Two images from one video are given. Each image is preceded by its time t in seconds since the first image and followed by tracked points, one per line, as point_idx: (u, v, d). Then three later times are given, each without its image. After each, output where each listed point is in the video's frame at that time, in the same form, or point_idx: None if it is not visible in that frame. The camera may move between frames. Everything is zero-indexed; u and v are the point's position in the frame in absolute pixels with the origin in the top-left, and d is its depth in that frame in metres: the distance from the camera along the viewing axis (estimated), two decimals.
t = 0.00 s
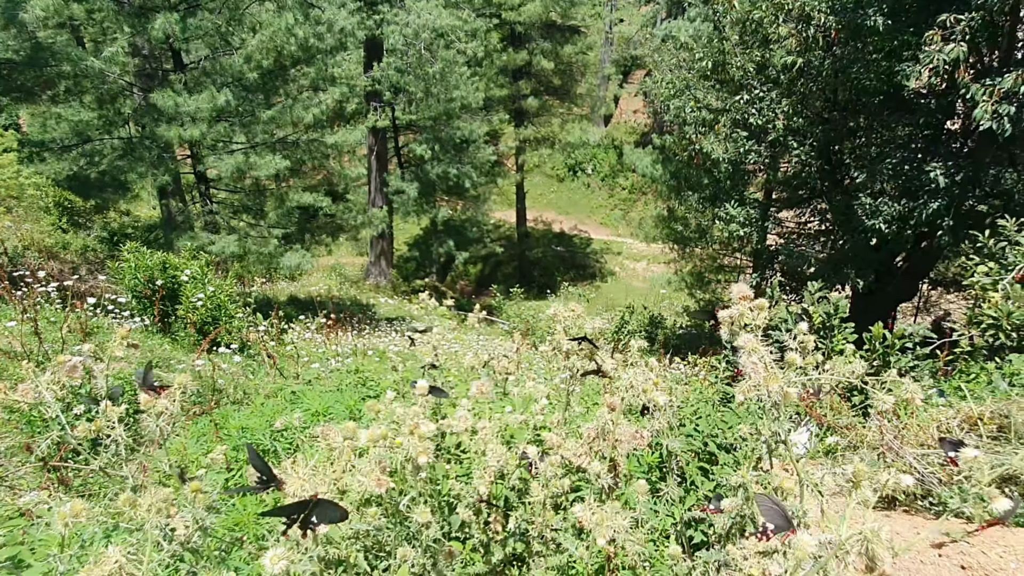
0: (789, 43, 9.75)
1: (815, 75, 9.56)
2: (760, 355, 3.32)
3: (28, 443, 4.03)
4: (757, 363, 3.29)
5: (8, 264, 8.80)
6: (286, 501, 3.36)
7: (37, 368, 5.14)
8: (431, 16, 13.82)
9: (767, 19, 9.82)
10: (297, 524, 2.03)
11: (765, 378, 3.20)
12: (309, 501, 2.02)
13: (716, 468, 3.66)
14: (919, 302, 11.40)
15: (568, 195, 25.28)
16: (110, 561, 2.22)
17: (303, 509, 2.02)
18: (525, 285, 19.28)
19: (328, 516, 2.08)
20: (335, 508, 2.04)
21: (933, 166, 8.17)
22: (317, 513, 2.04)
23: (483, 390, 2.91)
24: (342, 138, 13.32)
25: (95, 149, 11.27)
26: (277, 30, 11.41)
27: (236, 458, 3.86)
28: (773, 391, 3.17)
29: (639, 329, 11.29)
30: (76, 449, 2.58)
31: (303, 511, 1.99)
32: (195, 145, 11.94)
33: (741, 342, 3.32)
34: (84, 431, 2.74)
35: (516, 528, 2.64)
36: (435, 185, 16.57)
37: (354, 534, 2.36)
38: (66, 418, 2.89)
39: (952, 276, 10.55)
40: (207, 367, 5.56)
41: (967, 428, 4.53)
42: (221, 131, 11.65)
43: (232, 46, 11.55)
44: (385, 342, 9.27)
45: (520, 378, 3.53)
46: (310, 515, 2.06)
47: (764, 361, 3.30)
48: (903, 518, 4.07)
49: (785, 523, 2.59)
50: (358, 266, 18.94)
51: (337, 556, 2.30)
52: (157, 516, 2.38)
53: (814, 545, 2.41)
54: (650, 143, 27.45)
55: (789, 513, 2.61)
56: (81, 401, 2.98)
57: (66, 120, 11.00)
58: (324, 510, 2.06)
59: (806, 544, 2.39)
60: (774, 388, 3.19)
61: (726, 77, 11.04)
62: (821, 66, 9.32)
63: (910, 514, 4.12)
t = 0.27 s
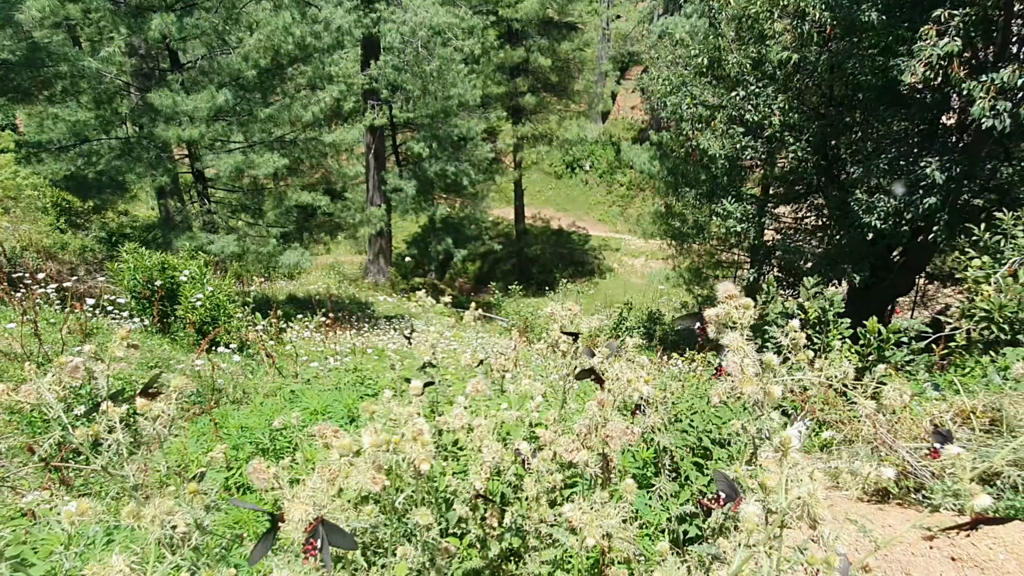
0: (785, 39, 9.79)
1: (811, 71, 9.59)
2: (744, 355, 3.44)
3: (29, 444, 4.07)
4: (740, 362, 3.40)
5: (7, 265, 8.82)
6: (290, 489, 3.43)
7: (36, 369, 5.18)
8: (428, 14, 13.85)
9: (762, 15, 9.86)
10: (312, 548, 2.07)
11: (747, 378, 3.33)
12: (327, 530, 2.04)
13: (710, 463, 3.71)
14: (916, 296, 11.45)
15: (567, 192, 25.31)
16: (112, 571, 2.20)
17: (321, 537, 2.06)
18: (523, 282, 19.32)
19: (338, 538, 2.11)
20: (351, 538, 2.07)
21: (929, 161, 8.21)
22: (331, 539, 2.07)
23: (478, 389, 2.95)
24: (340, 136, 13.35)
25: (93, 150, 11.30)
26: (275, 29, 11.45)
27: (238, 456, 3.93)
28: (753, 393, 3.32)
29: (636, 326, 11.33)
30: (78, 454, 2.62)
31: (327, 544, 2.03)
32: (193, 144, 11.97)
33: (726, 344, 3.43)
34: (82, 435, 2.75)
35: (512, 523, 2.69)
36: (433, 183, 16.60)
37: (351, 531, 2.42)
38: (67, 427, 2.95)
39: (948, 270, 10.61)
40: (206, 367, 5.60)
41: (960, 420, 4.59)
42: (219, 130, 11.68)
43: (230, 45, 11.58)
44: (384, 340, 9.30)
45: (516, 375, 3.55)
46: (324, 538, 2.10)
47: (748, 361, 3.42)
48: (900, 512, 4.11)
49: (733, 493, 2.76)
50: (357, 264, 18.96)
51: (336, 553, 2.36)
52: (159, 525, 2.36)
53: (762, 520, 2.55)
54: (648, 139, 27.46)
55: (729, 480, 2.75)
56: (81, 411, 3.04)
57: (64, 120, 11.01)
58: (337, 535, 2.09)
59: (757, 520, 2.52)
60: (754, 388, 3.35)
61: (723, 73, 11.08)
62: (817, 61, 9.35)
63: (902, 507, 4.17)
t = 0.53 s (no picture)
0: (782, 31, 9.78)
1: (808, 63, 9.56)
2: (730, 340, 3.45)
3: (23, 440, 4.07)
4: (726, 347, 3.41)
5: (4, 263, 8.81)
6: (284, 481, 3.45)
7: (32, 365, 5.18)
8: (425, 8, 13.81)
9: (759, 7, 9.84)
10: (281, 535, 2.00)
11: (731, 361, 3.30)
12: (284, 515, 1.96)
13: (706, 454, 3.73)
14: (914, 288, 11.45)
15: (565, 186, 25.29)
16: None
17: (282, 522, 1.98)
18: (522, 277, 19.30)
19: (306, 517, 2.03)
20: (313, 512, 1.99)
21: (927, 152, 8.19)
22: (295, 520, 2.00)
23: (472, 379, 2.98)
24: (338, 132, 13.32)
25: (89, 147, 11.28)
26: (271, 24, 11.43)
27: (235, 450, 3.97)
28: (738, 371, 3.27)
29: (635, 319, 11.33)
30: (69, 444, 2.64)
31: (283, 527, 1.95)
32: (190, 141, 11.95)
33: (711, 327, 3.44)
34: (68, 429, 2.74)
35: (507, 514, 2.71)
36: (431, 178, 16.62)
37: (346, 524, 2.42)
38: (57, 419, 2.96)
39: (946, 262, 10.60)
40: (203, 362, 5.59)
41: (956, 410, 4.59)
42: (216, 127, 11.67)
43: (225, 41, 11.55)
44: (383, 335, 9.29)
45: (512, 368, 3.53)
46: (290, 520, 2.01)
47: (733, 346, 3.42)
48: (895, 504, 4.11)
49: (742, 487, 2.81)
50: (355, 260, 18.94)
51: (330, 544, 2.35)
52: (133, 531, 2.34)
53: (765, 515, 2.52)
54: (646, 133, 27.43)
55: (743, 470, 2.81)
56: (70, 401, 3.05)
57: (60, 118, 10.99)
58: (301, 514, 2.01)
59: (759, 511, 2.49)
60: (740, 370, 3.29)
61: (719, 66, 11.06)
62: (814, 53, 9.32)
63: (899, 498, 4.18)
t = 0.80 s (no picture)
0: (780, 17, 9.72)
1: (807, 49, 9.45)
2: (725, 317, 3.32)
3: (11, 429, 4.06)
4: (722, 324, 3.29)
5: None
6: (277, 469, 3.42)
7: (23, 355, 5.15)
8: None
9: None
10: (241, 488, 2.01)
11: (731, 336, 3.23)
12: (240, 461, 1.97)
13: (704, 440, 3.71)
14: (913, 275, 11.42)
15: (563, 176, 25.21)
16: (53, 548, 2.11)
17: (235, 471, 1.99)
18: (521, 267, 19.25)
19: (265, 467, 2.04)
20: (266, 457, 1.99)
21: (926, 137, 8.13)
22: (251, 469, 2.01)
23: (466, 365, 2.97)
24: (334, 122, 13.26)
25: (84, 139, 11.21)
26: (266, 13, 11.35)
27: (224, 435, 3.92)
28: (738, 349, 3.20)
29: (634, 308, 11.30)
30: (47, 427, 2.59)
31: (234, 474, 1.95)
32: (185, 132, 11.88)
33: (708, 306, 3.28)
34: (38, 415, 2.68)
35: (501, 500, 2.70)
36: (428, 168, 16.48)
37: (336, 509, 2.38)
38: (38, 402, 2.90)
39: (945, 249, 10.57)
40: (197, 352, 5.54)
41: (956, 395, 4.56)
42: (212, 118, 11.60)
43: (220, 31, 11.48)
44: (380, 325, 9.25)
45: (506, 355, 3.47)
46: (246, 470, 2.01)
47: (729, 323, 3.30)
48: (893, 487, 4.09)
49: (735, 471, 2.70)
50: (353, 251, 18.88)
51: (319, 530, 2.33)
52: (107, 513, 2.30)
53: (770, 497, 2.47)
54: (643, 122, 27.34)
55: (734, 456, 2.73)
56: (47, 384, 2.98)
57: (54, 109, 10.92)
58: (259, 464, 2.02)
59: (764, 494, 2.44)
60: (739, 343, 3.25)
61: (717, 53, 11.00)
62: (812, 40, 9.24)
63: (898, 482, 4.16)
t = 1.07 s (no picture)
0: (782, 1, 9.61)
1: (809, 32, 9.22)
2: (729, 291, 3.24)
3: None
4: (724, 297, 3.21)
5: None
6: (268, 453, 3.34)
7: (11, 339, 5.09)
8: None
9: None
10: (222, 457, 1.98)
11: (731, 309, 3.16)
12: (220, 428, 1.96)
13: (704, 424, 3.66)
14: (915, 261, 11.35)
15: (563, 165, 25.09)
16: (17, 512, 2.10)
17: (219, 435, 1.96)
18: (521, 256, 19.17)
19: (248, 436, 2.03)
20: (253, 423, 1.98)
21: (929, 122, 8.03)
22: (234, 437, 1.99)
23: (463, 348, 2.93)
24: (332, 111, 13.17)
25: (80, 128, 11.14)
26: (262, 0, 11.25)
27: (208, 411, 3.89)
28: (738, 321, 3.13)
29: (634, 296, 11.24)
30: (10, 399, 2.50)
31: (218, 439, 1.92)
32: (183, 121, 11.80)
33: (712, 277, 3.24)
34: None
35: (498, 486, 2.65)
36: (427, 156, 16.35)
37: (327, 494, 2.32)
38: None
39: (948, 235, 10.51)
40: (193, 340, 5.48)
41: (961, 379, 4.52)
42: (209, 106, 11.51)
43: (217, 19, 11.37)
44: (380, 314, 9.19)
45: (503, 340, 3.42)
46: (228, 439, 2.00)
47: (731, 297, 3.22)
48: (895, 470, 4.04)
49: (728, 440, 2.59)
50: (352, 241, 18.81)
51: (309, 515, 2.27)
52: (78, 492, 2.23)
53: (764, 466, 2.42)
54: (644, 110, 27.17)
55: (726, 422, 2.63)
56: None
57: (51, 99, 10.86)
58: (242, 430, 2.00)
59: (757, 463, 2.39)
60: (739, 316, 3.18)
61: (718, 38, 10.89)
62: (813, 24, 9.10)
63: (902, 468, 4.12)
